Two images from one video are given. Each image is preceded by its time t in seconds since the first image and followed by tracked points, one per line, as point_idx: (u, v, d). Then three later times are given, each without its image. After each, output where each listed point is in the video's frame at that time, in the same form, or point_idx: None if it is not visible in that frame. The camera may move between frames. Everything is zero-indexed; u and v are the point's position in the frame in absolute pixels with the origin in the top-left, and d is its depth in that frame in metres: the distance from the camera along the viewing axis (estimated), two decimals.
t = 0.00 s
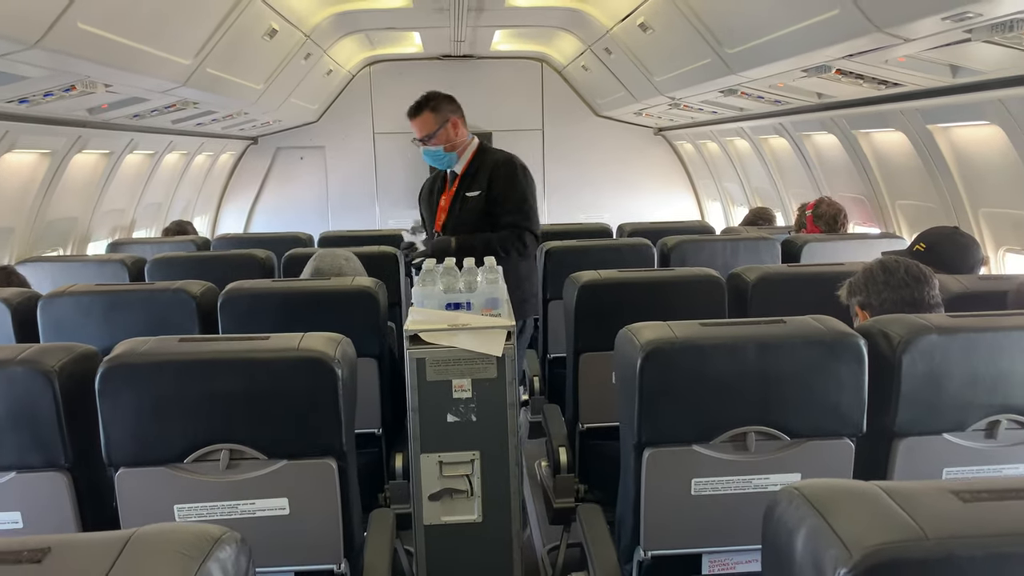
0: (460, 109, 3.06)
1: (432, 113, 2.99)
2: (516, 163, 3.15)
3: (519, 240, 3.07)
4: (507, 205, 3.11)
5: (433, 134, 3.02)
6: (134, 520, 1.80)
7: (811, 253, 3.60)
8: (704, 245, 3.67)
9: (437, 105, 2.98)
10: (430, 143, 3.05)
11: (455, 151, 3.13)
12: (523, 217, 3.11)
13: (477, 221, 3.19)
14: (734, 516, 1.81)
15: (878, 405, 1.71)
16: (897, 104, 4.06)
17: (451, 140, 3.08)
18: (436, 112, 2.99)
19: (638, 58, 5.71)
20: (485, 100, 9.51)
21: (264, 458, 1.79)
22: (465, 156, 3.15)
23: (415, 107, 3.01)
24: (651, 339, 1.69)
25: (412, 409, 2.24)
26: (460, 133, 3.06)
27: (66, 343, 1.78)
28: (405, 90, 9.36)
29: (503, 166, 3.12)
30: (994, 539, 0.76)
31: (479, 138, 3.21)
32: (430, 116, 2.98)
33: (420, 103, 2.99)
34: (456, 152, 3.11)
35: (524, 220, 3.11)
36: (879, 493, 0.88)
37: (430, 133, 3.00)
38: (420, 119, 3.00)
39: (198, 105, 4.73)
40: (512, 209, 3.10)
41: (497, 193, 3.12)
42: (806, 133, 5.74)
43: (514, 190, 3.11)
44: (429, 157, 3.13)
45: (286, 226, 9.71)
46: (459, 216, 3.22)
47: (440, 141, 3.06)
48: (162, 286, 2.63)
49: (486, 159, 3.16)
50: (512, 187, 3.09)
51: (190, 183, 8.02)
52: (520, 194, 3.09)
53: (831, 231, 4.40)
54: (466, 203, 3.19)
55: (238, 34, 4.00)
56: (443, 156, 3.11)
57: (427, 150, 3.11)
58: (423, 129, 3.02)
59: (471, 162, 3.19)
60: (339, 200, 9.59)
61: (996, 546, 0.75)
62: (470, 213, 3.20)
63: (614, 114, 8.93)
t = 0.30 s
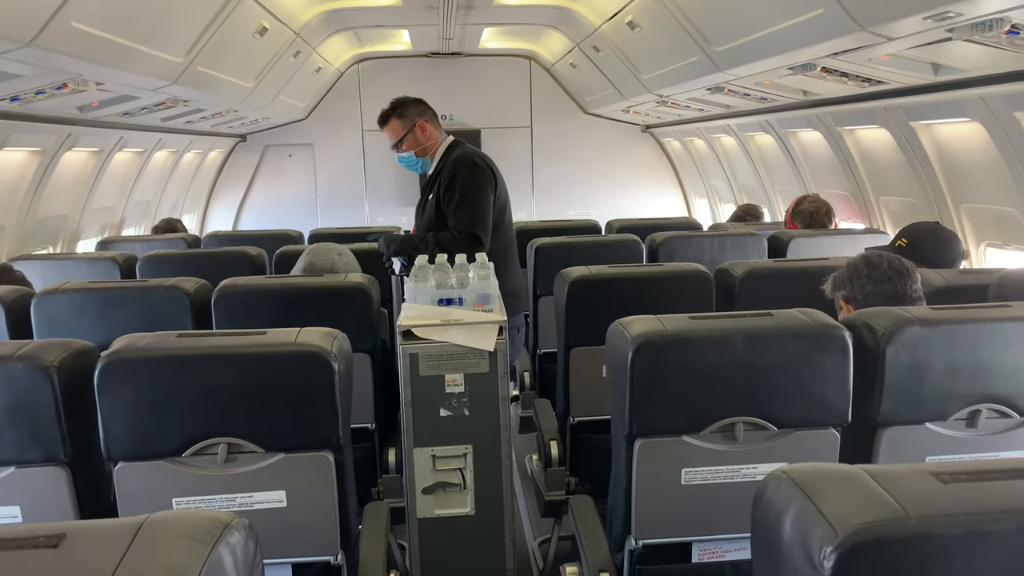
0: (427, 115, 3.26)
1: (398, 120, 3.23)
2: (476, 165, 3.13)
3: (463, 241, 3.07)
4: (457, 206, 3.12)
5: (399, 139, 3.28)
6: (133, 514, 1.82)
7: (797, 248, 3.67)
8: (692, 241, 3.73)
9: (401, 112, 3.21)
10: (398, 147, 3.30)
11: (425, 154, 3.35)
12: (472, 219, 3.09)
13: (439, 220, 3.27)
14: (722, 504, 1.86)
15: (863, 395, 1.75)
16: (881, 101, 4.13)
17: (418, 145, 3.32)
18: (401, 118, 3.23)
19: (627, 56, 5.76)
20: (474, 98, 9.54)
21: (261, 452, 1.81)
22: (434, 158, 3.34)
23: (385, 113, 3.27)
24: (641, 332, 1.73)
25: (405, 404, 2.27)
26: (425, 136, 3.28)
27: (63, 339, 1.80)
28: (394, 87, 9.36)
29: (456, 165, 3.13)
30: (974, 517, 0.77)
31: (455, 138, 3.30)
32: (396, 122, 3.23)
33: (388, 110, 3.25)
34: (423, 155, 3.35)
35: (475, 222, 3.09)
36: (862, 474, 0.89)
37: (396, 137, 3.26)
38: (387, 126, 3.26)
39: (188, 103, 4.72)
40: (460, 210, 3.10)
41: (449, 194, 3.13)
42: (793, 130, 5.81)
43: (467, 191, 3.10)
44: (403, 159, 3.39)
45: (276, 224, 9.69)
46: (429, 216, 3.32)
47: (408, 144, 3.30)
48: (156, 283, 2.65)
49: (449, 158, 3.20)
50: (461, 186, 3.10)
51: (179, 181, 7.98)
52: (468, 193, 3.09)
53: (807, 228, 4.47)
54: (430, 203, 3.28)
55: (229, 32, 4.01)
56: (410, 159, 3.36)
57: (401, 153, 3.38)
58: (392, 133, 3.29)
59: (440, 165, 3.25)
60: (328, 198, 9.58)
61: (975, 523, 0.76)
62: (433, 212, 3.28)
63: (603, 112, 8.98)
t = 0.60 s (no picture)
0: (424, 118, 3.29)
1: (394, 125, 3.27)
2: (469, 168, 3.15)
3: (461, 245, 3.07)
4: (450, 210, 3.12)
5: (395, 144, 3.32)
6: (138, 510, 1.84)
7: (799, 250, 3.67)
8: (695, 242, 3.74)
9: (396, 117, 3.25)
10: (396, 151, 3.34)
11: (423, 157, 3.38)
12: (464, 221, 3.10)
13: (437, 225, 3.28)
14: (722, 504, 1.87)
15: (863, 395, 1.76)
16: (882, 104, 4.14)
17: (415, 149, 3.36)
18: (397, 123, 3.26)
19: (630, 59, 5.77)
20: (478, 99, 9.56)
21: (266, 449, 1.83)
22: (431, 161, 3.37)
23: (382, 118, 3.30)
24: (643, 332, 1.74)
25: (408, 404, 2.28)
26: (422, 140, 3.31)
27: (70, 337, 1.81)
28: (398, 88, 9.39)
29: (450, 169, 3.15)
30: (967, 514, 0.78)
31: (452, 141, 3.33)
32: (392, 127, 3.27)
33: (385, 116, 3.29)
34: (421, 158, 3.39)
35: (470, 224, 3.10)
36: (861, 472, 0.90)
37: (393, 142, 3.30)
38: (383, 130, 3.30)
39: (194, 103, 4.75)
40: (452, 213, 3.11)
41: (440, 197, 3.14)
42: (795, 133, 5.82)
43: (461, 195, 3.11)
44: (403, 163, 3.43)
45: (279, 224, 9.72)
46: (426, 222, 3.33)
47: (406, 148, 3.34)
48: (161, 281, 2.66)
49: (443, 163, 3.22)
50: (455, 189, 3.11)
51: (183, 181, 8.01)
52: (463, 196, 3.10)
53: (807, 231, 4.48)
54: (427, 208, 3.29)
55: (234, 33, 4.03)
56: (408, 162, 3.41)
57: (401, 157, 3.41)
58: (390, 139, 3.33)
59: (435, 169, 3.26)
60: (332, 198, 9.61)
61: (966, 520, 0.77)
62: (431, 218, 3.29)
63: (606, 114, 8.99)
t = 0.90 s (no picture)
0: (414, 135, 3.32)
1: (385, 145, 3.31)
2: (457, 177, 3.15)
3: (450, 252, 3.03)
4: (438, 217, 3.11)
5: (387, 163, 3.37)
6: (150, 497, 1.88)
7: (811, 251, 3.66)
8: (707, 242, 3.73)
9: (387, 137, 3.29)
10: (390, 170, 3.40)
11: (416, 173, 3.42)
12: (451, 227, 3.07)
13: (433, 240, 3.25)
14: (727, 502, 1.88)
15: (870, 395, 1.75)
16: (896, 105, 4.10)
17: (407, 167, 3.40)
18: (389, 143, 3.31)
19: (644, 58, 5.77)
20: (492, 97, 9.58)
21: (276, 440, 1.86)
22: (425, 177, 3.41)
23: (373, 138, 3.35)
24: (651, 329, 1.75)
25: (418, 398, 2.30)
26: (413, 157, 3.35)
27: (87, 326, 1.85)
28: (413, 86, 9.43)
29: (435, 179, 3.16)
30: (961, 508, 0.79)
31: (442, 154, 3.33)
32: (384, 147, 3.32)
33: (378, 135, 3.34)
34: (414, 175, 3.42)
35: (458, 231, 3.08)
36: (859, 467, 0.91)
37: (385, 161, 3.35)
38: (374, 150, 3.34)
39: (210, 99, 4.80)
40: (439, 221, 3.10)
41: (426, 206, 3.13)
42: (809, 133, 5.79)
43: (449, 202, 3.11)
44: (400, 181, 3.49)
45: (294, 220, 9.80)
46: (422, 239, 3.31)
47: (399, 166, 3.38)
48: (176, 274, 2.71)
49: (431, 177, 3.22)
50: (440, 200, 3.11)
51: (199, 176, 8.10)
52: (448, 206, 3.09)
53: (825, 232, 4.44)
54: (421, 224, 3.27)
55: (250, 30, 4.07)
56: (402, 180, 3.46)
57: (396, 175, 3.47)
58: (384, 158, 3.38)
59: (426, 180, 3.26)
60: (345, 195, 9.66)
61: (960, 515, 0.78)
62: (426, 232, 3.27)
63: (619, 113, 8.98)
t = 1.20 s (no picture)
0: (424, 151, 3.16)
1: (394, 162, 3.12)
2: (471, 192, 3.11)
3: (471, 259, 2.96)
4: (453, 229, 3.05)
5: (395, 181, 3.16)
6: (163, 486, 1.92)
7: (826, 249, 3.62)
8: (721, 241, 3.71)
9: (398, 154, 3.10)
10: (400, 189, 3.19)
11: (425, 192, 3.24)
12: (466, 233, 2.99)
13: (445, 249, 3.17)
14: (733, 500, 1.88)
15: (878, 393, 1.74)
16: (913, 103, 4.05)
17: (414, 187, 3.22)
18: (398, 160, 3.12)
19: (659, 55, 5.74)
20: (508, 94, 9.58)
21: (286, 431, 1.88)
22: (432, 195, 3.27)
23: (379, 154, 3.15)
24: (657, 326, 1.74)
25: (428, 392, 2.32)
26: (424, 174, 3.17)
27: (103, 318, 1.89)
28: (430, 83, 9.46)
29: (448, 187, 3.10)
30: (956, 504, 0.80)
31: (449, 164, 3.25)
32: (394, 165, 3.12)
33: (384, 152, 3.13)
34: (422, 193, 3.24)
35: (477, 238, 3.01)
36: (856, 463, 0.91)
37: (394, 180, 3.14)
38: (382, 167, 3.14)
39: (228, 95, 4.86)
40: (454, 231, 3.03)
41: (438, 218, 3.07)
42: (825, 131, 5.73)
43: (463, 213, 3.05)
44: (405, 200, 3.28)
45: (311, 215, 9.89)
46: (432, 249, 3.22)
47: (408, 185, 3.18)
48: (192, 268, 2.75)
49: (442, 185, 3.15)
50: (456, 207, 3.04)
51: (218, 172, 8.20)
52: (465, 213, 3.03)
53: (853, 228, 4.40)
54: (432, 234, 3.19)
55: (267, 27, 4.12)
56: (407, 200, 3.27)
57: (401, 195, 3.26)
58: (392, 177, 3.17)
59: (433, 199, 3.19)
60: (362, 191, 9.73)
61: (955, 510, 0.79)
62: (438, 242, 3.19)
63: (636, 110, 8.94)
